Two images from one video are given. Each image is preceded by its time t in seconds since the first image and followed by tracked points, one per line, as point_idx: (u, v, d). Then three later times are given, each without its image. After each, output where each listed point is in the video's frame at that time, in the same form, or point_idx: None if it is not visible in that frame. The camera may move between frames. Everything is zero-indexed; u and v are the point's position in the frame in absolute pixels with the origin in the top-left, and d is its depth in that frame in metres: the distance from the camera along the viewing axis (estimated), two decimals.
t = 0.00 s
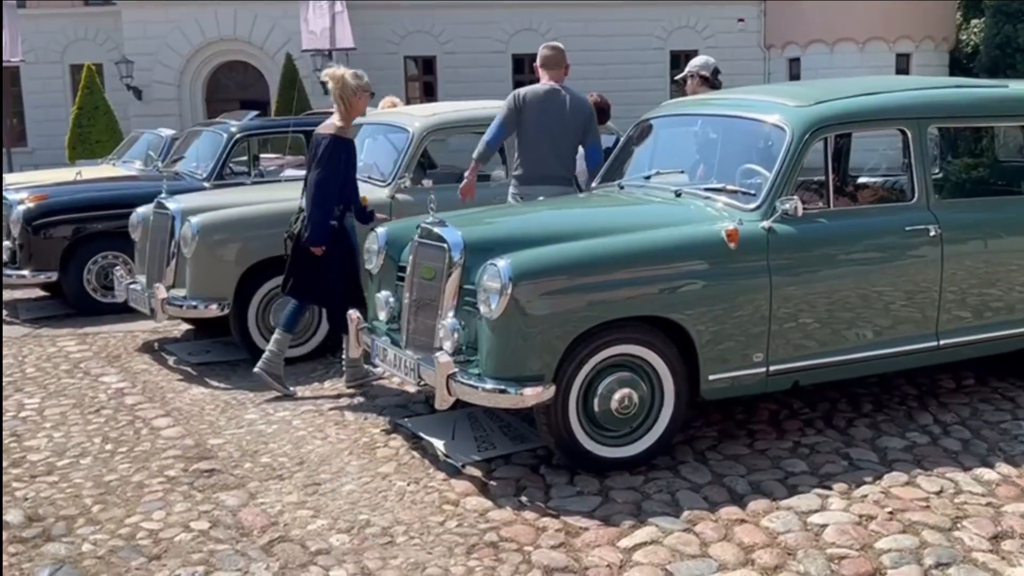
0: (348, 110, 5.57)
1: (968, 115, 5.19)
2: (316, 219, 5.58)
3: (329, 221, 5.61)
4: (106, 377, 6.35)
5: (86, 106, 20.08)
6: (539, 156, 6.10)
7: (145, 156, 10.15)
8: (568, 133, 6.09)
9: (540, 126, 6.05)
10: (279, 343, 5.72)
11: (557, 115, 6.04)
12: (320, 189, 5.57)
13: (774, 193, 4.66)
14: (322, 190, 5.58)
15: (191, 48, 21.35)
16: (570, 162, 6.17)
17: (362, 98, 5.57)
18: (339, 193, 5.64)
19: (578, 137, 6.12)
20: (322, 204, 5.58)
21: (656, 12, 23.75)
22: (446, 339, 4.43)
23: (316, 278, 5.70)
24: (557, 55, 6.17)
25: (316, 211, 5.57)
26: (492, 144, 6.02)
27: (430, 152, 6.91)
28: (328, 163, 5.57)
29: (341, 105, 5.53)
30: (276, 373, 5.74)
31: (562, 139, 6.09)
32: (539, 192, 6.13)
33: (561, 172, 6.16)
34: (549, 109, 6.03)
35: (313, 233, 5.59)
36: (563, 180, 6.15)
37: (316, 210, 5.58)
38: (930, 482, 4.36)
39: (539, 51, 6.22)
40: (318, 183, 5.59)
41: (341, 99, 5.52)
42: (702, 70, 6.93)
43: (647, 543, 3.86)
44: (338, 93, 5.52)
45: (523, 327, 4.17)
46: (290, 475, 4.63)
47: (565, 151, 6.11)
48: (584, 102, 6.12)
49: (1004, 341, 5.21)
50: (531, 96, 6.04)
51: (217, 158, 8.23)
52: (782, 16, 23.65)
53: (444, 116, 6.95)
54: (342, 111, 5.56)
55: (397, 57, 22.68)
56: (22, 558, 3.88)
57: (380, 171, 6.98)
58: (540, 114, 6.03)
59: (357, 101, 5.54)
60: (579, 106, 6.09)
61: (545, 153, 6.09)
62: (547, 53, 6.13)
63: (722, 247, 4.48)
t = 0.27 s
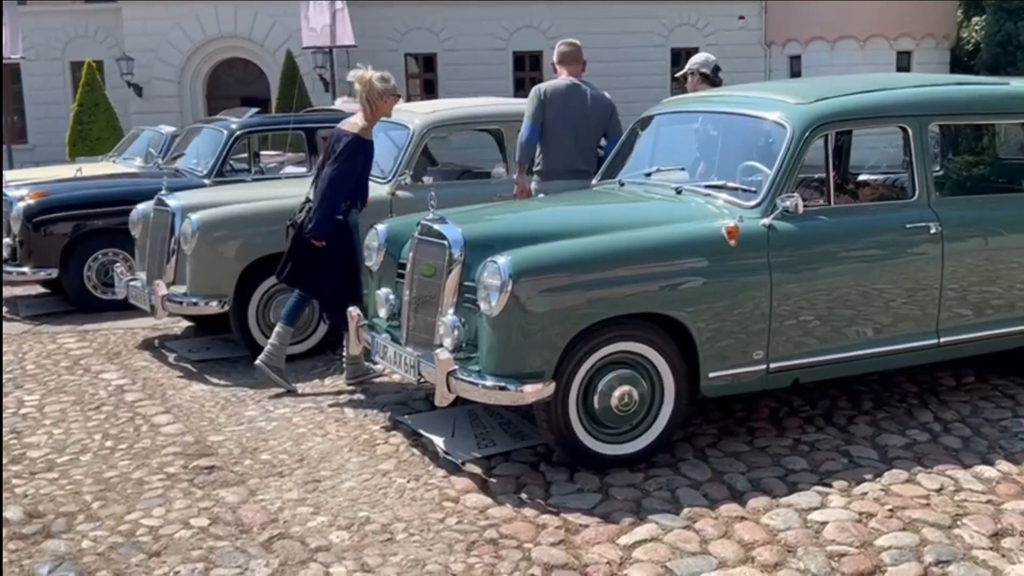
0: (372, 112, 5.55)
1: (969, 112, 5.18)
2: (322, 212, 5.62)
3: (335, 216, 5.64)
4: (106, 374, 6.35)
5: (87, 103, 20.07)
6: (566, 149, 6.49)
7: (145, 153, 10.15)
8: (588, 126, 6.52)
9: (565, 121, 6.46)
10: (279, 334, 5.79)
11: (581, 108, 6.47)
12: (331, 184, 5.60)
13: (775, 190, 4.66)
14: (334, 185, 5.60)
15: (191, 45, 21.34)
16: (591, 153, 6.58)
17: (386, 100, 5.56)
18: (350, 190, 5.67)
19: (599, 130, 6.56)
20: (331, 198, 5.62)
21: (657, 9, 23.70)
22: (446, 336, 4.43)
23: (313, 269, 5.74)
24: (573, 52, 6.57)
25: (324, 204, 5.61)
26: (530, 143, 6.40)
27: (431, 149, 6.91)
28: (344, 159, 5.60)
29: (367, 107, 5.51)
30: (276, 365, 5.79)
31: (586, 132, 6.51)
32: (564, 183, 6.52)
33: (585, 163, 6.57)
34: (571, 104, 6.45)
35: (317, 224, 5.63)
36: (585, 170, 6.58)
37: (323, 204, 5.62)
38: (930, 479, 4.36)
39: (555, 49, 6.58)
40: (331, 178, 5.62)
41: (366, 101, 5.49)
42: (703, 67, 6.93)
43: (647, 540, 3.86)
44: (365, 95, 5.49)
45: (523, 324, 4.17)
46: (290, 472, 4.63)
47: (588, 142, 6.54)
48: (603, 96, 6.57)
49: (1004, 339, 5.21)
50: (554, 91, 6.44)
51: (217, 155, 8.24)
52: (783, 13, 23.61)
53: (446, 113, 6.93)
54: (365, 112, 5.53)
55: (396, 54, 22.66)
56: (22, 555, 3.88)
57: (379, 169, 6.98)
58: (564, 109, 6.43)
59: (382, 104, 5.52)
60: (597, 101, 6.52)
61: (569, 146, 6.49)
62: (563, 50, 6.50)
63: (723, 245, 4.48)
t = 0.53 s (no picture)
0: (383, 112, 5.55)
1: (969, 111, 5.18)
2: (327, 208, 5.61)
3: (340, 215, 5.63)
4: (107, 372, 6.35)
5: (87, 101, 20.07)
6: (580, 144, 6.52)
7: (146, 151, 10.16)
8: (603, 122, 6.56)
9: (580, 116, 6.49)
10: (264, 325, 5.81)
11: (596, 104, 6.51)
12: (339, 181, 5.56)
13: (775, 188, 4.66)
14: (343, 185, 5.57)
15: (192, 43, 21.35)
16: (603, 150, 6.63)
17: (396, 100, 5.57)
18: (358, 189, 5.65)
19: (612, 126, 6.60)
20: (337, 196, 5.59)
21: (658, 8, 23.68)
22: (447, 335, 4.43)
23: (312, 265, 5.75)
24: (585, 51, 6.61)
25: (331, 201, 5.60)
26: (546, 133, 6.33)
27: (431, 148, 6.91)
28: (355, 158, 5.56)
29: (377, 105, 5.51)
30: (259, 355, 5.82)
31: (599, 128, 6.56)
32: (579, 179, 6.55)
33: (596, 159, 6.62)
34: (585, 100, 6.49)
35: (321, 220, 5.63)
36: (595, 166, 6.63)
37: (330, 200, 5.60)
38: (931, 477, 4.36)
39: (565, 48, 6.61)
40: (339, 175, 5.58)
41: (379, 100, 5.50)
42: (703, 65, 6.92)
43: (648, 539, 3.86)
44: (377, 94, 5.50)
45: (524, 322, 4.17)
46: (291, 470, 4.63)
47: (601, 139, 6.58)
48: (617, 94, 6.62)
49: (1004, 338, 5.21)
50: (567, 88, 6.47)
51: (217, 153, 8.25)
52: (783, 12, 23.58)
53: (447, 111, 6.93)
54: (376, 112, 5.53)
55: (400, 53, 22.76)
56: (23, 553, 3.89)
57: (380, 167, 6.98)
58: (580, 105, 6.46)
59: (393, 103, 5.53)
60: (612, 97, 6.57)
61: (584, 142, 6.53)
62: (575, 46, 6.53)
63: (723, 243, 4.48)
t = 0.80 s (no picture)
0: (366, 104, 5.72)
1: (970, 110, 5.18)
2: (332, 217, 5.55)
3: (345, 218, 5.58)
4: (108, 371, 6.36)
5: (88, 100, 20.07)
6: (587, 143, 6.52)
7: (147, 150, 10.17)
8: (609, 121, 6.55)
9: (585, 116, 6.49)
10: (251, 324, 5.77)
11: (601, 103, 6.50)
12: (344, 190, 5.50)
13: (776, 188, 4.66)
14: (348, 188, 5.51)
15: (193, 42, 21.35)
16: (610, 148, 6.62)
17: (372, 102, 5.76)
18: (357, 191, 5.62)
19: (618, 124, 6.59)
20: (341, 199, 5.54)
21: (658, 7, 23.68)
22: (447, 334, 4.43)
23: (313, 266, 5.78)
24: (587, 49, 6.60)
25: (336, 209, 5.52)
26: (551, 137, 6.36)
27: (432, 147, 6.91)
28: (356, 165, 5.49)
29: (357, 92, 5.68)
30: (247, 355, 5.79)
31: (605, 127, 6.55)
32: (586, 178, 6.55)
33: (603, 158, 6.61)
34: (589, 100, 6.49)
35: (326, 228, 5.58)
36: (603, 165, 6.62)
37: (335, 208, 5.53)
38: (931, 477, 4.36)
39: (566, 47, 6.59)
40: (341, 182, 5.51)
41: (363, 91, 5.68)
42: (703, 65, 6.92)
43: (649, 538, 3.86)
44: (362, 85, 5.68)
45: (525, 321, 4.18)
46: (292, 469, 4.64)
47: (608, 137, 6.57)
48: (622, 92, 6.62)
49: (1005, 337, 5.21)
50: (572, 88, 6.47)
51: (219, 152, 8.20)
52: (784, 11, 23.56)
53: (448, 111, 6.92)
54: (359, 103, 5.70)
55: (400, 52, 22.75)
56: (24, 551, 3.89)
57: (380, 166, 6.98)
58: (584, 104, 6.46)
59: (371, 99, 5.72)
60: (617, 95, 6.55)
61: (590, 141, 6.53)
62: (576, 46, 6.52)
63: (724, 243, 4.48)
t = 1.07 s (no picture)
0: (313, 102, 5.64)
1: (971, 110, 5.18)
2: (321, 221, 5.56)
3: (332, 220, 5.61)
4: (109, 371, 6.36)
5: (88, 100, 20.07)
6: (587, 144, 6.52)
7: (147, 150, 10.18)
8: (609, 121, 6.55)
9: (586, 117, 6.48)
10: (246, 346, 5.74)
11: (602, 104, 6.49)
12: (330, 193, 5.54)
13: (776, 187, 4.66)
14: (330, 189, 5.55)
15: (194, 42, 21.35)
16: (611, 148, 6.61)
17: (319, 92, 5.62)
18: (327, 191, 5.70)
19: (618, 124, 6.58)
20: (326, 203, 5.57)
21: (659, 7, 23.68)
22: (448, 334, 4.44)
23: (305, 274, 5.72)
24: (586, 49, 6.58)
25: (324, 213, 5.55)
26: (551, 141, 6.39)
27: (433, 147, 6.91)
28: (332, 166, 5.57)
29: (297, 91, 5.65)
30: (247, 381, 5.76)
31: (606, 127, 6.55)
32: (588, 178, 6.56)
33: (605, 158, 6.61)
34: (589, 99, 6.47)
35: (317, 234, 5.59)
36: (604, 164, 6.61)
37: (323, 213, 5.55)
38: (932, 476, 4.37)
39: (564, 47, 6.57)
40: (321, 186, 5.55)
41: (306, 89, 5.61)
42: (704, 64, 6.92)
43: (649, 537, 3.87)
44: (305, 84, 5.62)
45: (525, 321, 4.18)
46: (292, 468, 4.64)
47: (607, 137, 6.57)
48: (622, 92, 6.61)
49: (1005, 337, 5.21)
50: (572, 89, 6.47)
51: (221, 151, 8.20)
52: (784, 11, 23.54)
53: (448, 110, 6.93)
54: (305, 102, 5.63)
55: (400, 52, 22.68)
56: (25, 551, 3.90)
57: (381, 166, 6.98)
58: (584, 103, 6.45)
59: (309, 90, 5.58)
60: (618, 95, 6.55)
61: (591, 140, 6.52)
62: (573, 45, 6.51)
63: (724, 242, 4.48)
